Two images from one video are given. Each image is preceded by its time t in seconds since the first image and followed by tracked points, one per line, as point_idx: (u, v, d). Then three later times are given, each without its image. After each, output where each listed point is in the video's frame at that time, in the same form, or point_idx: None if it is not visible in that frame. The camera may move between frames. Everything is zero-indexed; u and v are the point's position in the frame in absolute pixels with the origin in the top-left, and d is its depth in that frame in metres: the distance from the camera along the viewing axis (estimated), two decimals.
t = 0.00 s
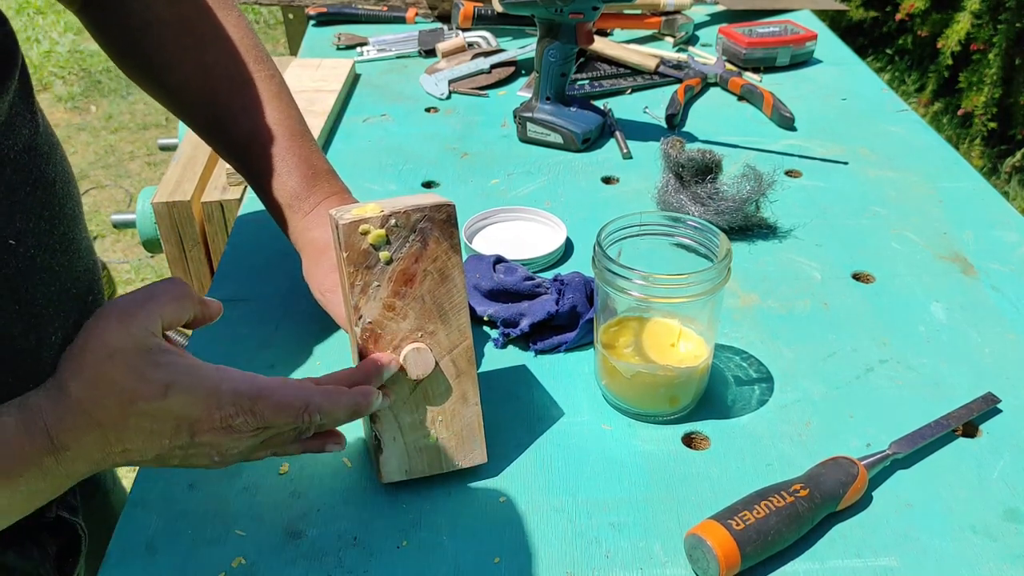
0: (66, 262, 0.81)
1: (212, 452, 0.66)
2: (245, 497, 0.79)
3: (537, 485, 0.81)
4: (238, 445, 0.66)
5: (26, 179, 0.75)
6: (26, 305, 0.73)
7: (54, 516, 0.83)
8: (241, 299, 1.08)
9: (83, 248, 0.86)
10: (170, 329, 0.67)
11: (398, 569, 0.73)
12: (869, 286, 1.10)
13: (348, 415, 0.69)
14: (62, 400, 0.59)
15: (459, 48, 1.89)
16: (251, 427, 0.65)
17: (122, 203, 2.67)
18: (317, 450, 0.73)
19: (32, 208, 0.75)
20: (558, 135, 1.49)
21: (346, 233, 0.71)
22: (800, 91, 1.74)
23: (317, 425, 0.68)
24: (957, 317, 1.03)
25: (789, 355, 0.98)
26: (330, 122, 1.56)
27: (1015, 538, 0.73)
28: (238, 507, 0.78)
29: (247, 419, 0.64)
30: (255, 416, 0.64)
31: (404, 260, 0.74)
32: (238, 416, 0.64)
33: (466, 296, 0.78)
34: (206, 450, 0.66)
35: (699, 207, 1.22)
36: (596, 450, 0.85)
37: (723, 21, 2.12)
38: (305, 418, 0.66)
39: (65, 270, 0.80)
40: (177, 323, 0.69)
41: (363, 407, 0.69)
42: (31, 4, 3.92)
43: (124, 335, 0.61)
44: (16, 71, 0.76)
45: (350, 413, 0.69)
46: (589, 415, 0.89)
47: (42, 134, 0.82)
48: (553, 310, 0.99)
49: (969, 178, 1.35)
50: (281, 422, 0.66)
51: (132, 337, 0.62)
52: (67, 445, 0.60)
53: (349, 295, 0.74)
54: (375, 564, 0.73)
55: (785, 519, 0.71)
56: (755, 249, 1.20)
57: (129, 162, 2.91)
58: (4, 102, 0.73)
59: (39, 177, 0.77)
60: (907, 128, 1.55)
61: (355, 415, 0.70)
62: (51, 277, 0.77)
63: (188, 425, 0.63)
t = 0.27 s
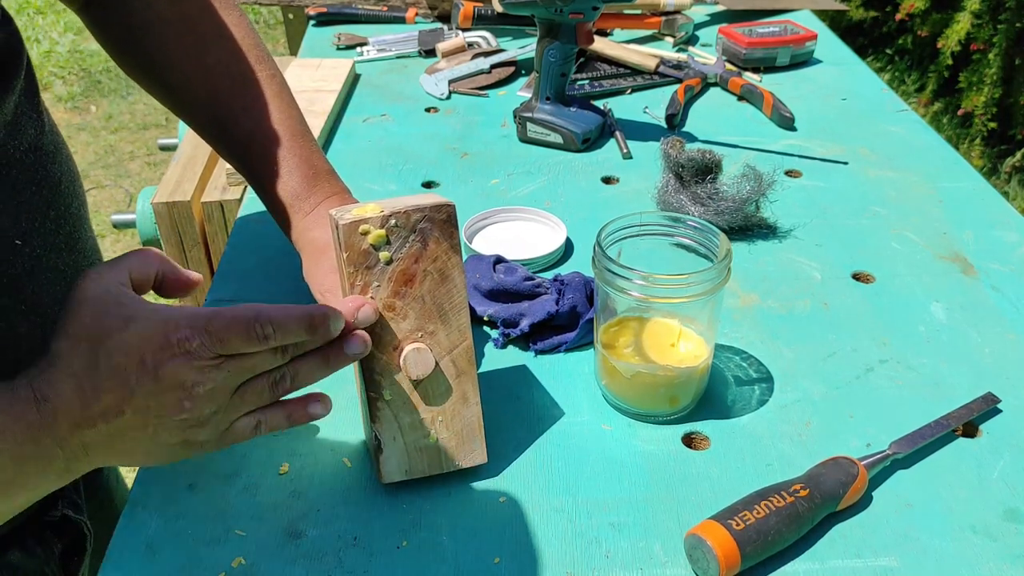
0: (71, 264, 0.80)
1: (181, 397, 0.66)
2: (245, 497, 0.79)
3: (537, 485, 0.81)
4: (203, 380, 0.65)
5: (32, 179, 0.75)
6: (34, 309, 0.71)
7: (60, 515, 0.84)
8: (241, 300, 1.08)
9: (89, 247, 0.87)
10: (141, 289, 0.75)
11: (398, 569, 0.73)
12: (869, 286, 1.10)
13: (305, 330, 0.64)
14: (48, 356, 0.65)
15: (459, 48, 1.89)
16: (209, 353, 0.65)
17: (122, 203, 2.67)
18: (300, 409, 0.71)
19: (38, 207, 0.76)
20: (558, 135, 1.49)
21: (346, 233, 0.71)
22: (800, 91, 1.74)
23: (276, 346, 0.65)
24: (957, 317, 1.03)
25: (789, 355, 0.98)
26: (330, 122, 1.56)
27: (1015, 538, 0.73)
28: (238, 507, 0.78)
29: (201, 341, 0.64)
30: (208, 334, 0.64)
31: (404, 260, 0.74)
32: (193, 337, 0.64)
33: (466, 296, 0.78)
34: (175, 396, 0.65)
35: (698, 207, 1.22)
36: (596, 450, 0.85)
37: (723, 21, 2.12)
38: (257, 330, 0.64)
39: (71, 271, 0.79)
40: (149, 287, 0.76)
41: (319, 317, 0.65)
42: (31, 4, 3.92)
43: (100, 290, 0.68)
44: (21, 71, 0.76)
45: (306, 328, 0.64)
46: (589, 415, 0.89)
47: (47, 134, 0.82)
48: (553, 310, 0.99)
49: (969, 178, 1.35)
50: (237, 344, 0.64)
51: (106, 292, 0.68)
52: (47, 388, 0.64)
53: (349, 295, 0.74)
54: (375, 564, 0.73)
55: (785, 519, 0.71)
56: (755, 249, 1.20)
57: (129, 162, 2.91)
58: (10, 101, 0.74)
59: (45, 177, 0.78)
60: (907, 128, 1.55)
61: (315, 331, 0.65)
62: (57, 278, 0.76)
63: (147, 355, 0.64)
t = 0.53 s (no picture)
0: (69, 263, 0.81)
1: (186, 459, 0.71)
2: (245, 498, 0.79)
3: (537, 485, 0.81)
4: (212, 446, 0.72)
5: (30, 180, 0.75)
6: (30, 308, 0.73)
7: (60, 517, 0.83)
8: (241, 299, 1.08)
9: (88, 247, 0.87)
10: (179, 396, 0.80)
11: (398, 568, 0.73)
12: (869, 286, 1.10)
13: (314, 416, 0.72)
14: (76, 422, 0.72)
15: (459, 47, 1.89)
16: (224, 421, 0.73)
17: (122, 203, 2.67)
18: (296, 500, 0.73)
19: (36, 208, 0.75)
20: (558, 135, 1.49)
21: (346, 232, 0.71)
22: (800, 91, 1.74)
23: (288, 423, 0.73)
24: (957, 317, 1.03)
25: (789, 355, 0.98)
26: (330, 122, 1.56)
27: (1015, 538, 0.73)
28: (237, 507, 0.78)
29: (221, 407, 0.73)
30: (228, 405, 0.73)
31: (405, 260, 0.74)
32: (214, 405, 0.73)
33: (466, 296, 0.78)
34: (180, 460, 0.71)
35: (699, 207, 1.22)
36: (596, 450, 0.85)
37: (723, 21, 2.12)
38: (273, 401, 0.72)
39: (68, 270, 0.80)
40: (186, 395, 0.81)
41: (330, 402, 0.72)
42: (31, 4, 3.92)
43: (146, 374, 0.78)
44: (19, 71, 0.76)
45: (318, 410, 0.72)
46: (589, 415, 0.89)
47: (47, 133, 0.82)
48: (553, 310, 0.99)
49: (969, 178, 1.35)
50: (252, 417, 0.72)
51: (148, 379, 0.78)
52: (66, 444, 0.70)
53: (350, 295, 0.74)
54: (375, 564, 0.73)
55: (785, 519, 0.71)
56: (755, 249, 1.20)
57: (129, 162, 2.92)
58: (10, 102, 0.73)
59: (42, 177, 0.77)
60: (907, 128, 1.55)
61: (324, 415, 0.72)
62: (54, 276, 0.77)
63: (170, 421, 0.73)
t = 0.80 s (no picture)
0: (66, 261, 0.80)
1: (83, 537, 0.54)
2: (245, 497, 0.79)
3: (537, 485, 0.81)
4: (114, 526, 0.54)
5: (28, 177, 0.75)
6: (30, 303, 0.73)
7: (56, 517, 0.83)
8: (241, 299, 1.08)
9: (86, 247, 0.87)
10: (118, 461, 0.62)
11: (398, 569, 0.73)
12: (869, 286, 1.10)
13: (246, 509, 0.56)
14: None
15: (458, 48, 1.89)
16: (138, 494, 0.56)
17: (122, 203, 2.67)
18: None
19: (34, 206, 0.76)
20: (558, 135, 1.49)
21: (347, 232, 0.71)
22: (800, 91, 1.75)
23: (213, 508, 0.56)
24: (957, 317, 1.03)
25: (788, 355, 0.98)
26: (330, 122, 1.56)
27: (1015, 538, 0.73)
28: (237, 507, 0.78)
29: (135, 477, 0.56)
30: (146, 473, 0.56)
31: (405, 260, 0.74)
32: (128, 472, 0.56)
33: (466, 296, 0.78)
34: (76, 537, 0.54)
35: (698, 207, 1.22)
36: (596, 450, 0.85)
37: (723, 21, 2.12)
38: (201, 480, 0.56)
39: (65, 268, 0.80)
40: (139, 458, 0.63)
41: (272, 492, 0.56)
42: (31, 4, 3.92)
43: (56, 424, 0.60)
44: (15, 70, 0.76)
45: (252, 501, 0.56)
46: (589, 415, 0.89)
47: (44, 132, 0.82)
48: (553, 310, 0.99)
49: (969, 178, 1.35)
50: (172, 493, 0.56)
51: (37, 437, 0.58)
52: None
53: (350, 294, 0.74)
54: (375, 563, 0.73)
55: (785, 519, 0.71)
56: (755, 249, 1.20)
57: (129, 162, 2.92)
58: (8, 100, 0.73)
59: (40, 175, 0.78)
60: (907, 128, 1.55)
61: (259, 507, 0.56)
62: (51, 274, 0.77)
63: (73, 485, 0.55)
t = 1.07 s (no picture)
0: (61, 263, 0.79)
1: None
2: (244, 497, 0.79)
3: (537, 485, 0.81)
4: None
5: (22, 173, 0.74)
6: (19, 301, 0.72)
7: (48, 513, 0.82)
8: (241, 299, 1.08)
9: (85, 249, 0.85)
10: None
11: (397, 568, 0.73)
12: (869, 286, 1.10)
13: None
14: None
15: (458, 48, 1.89)
16: None
17: (122, 203, 2.67)
18: None
19: (27, 202, 0.74)
20: (558, 135, 1.49)
21: (345, 232, 0.71)
22: (800, 91, 1.75)
23: None
24: (957, 317, 1.03)
25: (788, 354, 0.98)
26: (330, 122, 1.56)
27: (1015, 538, 0.73)
28: (236, 507, 0.78)
29: None
30: None
31: (404, 259, 0.74)
32: None
33: (467, 295, 0.77)
34: None
35: (699, 207, 1.22)
36: (596, 450, 0.85)
37: (723, 21, 2.12)
38: None
39: (59, 270, 0.78)
40: None
41: None
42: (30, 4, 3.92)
43: None
44: (11, 64, 0.75)
45: None
46: (589, 415, 0.89)
47: (42, 129, 0.80)
48: (553, 309, 0.99)
49: (969, 178, 1.35)
50: None
51: None
52: None
53: (349, 294, 0.74)
54: (375, 563, 0.73)
55: (785, 519, 0.71)
56: (755, 249, 1.20)
57: (129, 162, 2.92)
58: None
59: (35, 171, 0.76)
60: (907, 128, 1.55)
61: None
62: (44, 273, 0.76)
63: None
